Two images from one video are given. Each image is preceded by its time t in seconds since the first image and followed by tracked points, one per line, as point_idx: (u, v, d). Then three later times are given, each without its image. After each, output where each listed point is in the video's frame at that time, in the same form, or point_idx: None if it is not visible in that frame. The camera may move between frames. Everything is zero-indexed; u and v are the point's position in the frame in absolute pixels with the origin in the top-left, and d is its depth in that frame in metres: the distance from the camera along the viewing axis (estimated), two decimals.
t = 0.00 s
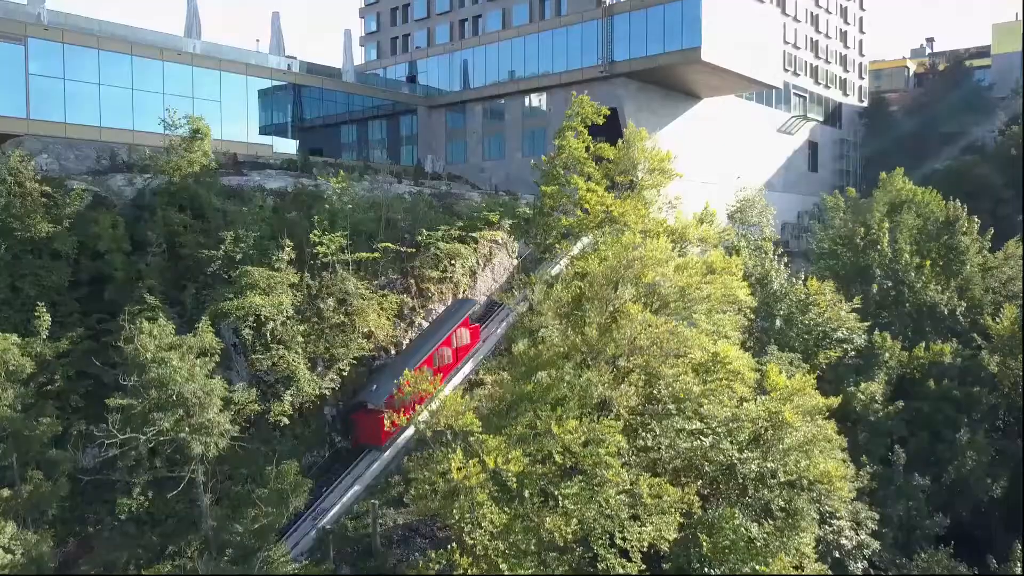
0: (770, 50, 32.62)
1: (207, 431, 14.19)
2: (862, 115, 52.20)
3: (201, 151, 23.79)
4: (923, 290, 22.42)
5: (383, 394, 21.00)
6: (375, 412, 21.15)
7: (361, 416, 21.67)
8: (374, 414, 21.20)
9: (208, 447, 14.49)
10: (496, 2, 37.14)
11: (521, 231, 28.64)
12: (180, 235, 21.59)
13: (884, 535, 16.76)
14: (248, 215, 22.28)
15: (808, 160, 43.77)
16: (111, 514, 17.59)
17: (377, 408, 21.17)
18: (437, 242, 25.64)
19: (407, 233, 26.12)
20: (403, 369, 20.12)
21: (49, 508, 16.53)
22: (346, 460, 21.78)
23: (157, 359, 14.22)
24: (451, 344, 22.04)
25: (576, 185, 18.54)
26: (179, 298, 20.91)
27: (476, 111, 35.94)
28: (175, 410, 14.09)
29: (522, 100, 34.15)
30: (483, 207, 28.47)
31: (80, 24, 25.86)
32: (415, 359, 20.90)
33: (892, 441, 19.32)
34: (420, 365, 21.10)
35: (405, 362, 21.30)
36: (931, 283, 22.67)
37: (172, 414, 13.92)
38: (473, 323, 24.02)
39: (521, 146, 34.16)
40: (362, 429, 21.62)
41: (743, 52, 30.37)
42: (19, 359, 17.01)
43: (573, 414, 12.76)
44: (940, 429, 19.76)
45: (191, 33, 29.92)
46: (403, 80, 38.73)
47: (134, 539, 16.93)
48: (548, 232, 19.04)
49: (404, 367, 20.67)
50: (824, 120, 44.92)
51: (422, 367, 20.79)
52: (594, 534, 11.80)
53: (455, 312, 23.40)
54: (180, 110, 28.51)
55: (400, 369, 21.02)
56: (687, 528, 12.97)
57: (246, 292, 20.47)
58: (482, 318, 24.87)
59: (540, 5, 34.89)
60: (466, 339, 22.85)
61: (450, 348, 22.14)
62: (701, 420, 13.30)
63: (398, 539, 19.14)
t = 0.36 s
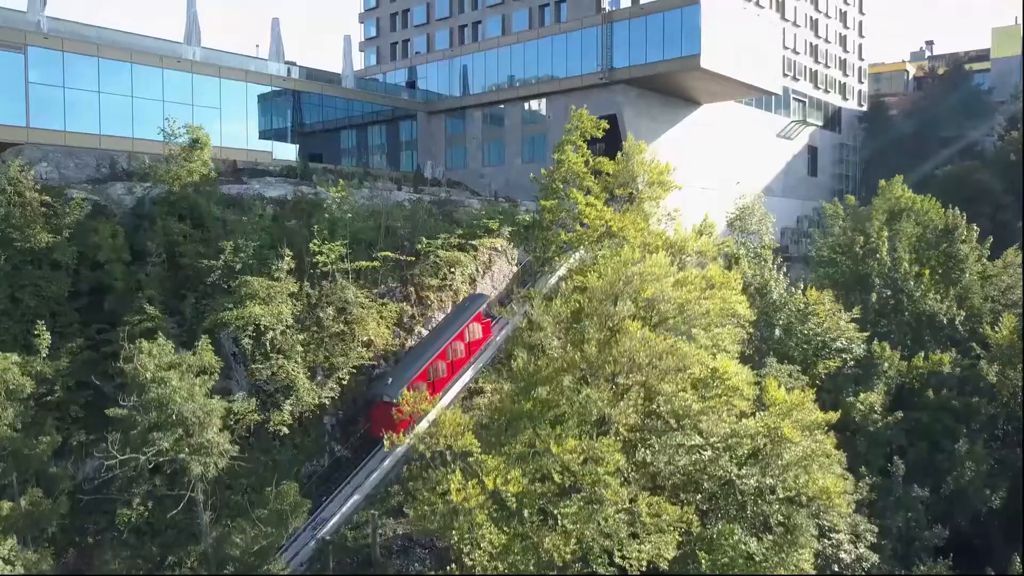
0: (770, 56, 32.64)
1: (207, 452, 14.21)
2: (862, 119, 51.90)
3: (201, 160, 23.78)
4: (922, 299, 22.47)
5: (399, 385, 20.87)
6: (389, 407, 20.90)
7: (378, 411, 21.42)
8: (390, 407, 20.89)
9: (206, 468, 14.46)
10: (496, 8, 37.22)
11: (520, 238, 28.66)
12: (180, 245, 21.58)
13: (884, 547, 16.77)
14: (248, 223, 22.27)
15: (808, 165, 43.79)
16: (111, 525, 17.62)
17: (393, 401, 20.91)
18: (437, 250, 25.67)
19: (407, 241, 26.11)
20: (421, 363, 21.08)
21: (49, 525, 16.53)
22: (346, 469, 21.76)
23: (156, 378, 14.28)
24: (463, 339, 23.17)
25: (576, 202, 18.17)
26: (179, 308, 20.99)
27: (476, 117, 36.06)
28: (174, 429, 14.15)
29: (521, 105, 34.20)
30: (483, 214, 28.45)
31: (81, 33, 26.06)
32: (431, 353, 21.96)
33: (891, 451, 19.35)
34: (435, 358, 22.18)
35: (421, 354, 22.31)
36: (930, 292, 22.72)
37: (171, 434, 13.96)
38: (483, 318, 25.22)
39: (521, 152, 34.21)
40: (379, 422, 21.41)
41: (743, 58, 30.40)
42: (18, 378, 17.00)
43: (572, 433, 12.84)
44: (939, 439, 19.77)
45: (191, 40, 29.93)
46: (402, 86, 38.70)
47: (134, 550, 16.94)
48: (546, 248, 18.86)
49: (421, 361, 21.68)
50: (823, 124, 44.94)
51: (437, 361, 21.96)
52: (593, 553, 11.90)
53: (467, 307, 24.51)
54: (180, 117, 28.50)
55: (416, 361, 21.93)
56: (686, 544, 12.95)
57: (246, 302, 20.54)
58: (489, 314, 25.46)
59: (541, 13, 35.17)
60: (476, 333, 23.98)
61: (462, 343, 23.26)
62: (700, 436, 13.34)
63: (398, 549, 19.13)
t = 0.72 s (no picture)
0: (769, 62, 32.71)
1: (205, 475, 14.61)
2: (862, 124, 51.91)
3: (201, 170, 23.83)
4: (921, 308, 22.55)
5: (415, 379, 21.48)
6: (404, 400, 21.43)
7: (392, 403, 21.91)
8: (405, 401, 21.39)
9: (206, 490, 14.87)
10: (496, 15, 37.33)
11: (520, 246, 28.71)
12: (180, 256, 21.61)
13: (883, 560, 16.81)
14: (249, 234, 22.34)
15: (807, 170, 43.88)
16: (111, 537, 17.66)
17: (408, 394, 21.50)
18: (437, 259, 25.74)
19: (407, 250, 26.13)
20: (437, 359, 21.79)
21: (49, 546, 16.45)
22: (346, 478, 21.75)
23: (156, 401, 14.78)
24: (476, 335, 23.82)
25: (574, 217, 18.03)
26: (179, 319, 21.05)
27: (476, 124, 35.87)
28: (174, 451, 14.53)
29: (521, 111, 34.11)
30: (482, 223, 28.49)
31: (81, 41, 25.89)
32: (445, 348, 22.77)
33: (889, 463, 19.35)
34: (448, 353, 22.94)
35: (435, 348, 23.02)
36: (928, 302, 22.82)
37: (171, 455, 14.36)
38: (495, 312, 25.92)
39: (520, 159, 34.12)
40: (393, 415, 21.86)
41: (742, 66, 30.48)
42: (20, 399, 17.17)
43: (571, 453, 12.95)
44: (938, 450, 19.83)
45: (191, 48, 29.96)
46: (402, 92, 38.67)
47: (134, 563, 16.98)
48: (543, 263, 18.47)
49: (435, 354, 22.43)
50: (823, 130, 44.97)
51: (450, 356, 22.81)
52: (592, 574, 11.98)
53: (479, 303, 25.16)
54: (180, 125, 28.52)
55: (430, 355, 22.64)
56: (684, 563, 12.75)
57: (246, 313, 20.62)
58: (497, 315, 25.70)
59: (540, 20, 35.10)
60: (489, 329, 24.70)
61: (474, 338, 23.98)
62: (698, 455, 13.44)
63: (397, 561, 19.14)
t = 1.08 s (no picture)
0: (768, 69, 32.71)
1: (205, 493, 15.12)
2: (862, 128, 51.94)
3: (201, 180, 23.85)
4: (920, 317, 22.61)
5: (429, 373, 22.40)
6: (419, 393, 22.41)
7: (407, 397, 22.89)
8: (420, 394, 22.39)
9: (205, 510, 15.25)
10: (496, 21, 37.38)
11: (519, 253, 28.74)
12: (180, 265, 21.66)
13: (881, 572, 16.82)
14: (249, 244, 22.40)
15: (807, 175, 43.91)
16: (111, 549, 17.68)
17: (422, 387, 22.46)
18: (436, 267, 25.82)
19: (406, 258, 26.15)
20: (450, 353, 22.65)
21: (50, 563, 16.27)
22: (347, 487, 21.90)
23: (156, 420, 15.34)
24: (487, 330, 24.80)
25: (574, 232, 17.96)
26: (178, 329, 21.11)
27: (476, 130, 35.94)
28: (174, 470, 15.14)
29: (522, 118, 34.16)
30: (482, 231, 28.53)
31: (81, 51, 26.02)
32: (458, 343, 23.73)
33: (888, 472, 19.34)
34: (460, 348, 23.88)
35: (447, 343, 23.90)
36: (927, 311, 22.87)
37: (171, 474, 15.00)
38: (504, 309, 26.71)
39: (520, 165, 34.19)
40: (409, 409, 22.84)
41: (742, 72, 30.55)
42: (21, 417, 17.34)
43: (570, 472, 13.06)
44: (937, 460, 19.83)
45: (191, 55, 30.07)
46: (401, 98, 38.68)
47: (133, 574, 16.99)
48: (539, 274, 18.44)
49: (448, 350, 23.38)
50: (822, 135, 45.06)
51: (462, 351, 23.82)
52: None
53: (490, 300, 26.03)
54: (180, 133, 28.60)
55: (443, 350, 23.56)
56: None
57: (245, 322, 20.67)
58: (500, 321, 25.79)
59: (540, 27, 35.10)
60: (499, 325, 25.59)
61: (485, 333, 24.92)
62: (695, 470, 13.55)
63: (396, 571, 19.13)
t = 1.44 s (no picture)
0: (768, 75, 32.74)
1: (205, 512, 15.06)
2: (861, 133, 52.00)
3: (201, 190, 23.69)
4: (918, 326, 22.67)
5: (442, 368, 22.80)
6: (432, 387, 22.75)
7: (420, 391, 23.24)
8: (433, 388, 22.71)
9: (205, 529, 15.25)
10: (496, 28, 37.42)
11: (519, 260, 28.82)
12: (180, 274, 21.68)
13: None
14: (249, 253, 22.43)
15: (807, 180, 43.92)
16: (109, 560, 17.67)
17: (435, 381, 22.86)
18: (436, 275, 25.86)
19: (406, 266, 26.19)
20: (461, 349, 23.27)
21: None
22: (346, 495, 21.92)
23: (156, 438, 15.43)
24: (498, 327, 25.34)
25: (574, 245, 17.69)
26: (178, 338, 21.16)
27: (475, 136, 35.81)
28: (174, 489, 15.16)
29: (522, 123, 34.11)
30: (482, 238, 28.58)
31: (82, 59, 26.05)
32: (470, 338, 24.22)
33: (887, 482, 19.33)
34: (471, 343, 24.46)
35: (459, 339, 24.58)
36: (926, 320, 22.92)
37: (170, 492, 14.98)
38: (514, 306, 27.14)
39: (520, 171, 34.18)
40: (421, 402, 23.19)
41: (740, 78, 30.60)
42: (21, 436, 17.29)
43: (568, 488, 13.12)
44: (936, 470, 19.81)
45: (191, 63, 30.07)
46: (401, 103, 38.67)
47: None
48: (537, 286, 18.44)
49: (460, 345, 23.87)
50: (822, 140, 45.05)
51: (474, 346, 24.29)
52: None
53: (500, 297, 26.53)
54: (180, 140, 28.64)
55: (455, 346, 24.08)
56: None
57: (245, 332, 20.75)
58: (501, 326, 25.84)
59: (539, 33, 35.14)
60: (509, 322, 26.05)
61: (496, 329, 25.38)
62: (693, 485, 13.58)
63: None
